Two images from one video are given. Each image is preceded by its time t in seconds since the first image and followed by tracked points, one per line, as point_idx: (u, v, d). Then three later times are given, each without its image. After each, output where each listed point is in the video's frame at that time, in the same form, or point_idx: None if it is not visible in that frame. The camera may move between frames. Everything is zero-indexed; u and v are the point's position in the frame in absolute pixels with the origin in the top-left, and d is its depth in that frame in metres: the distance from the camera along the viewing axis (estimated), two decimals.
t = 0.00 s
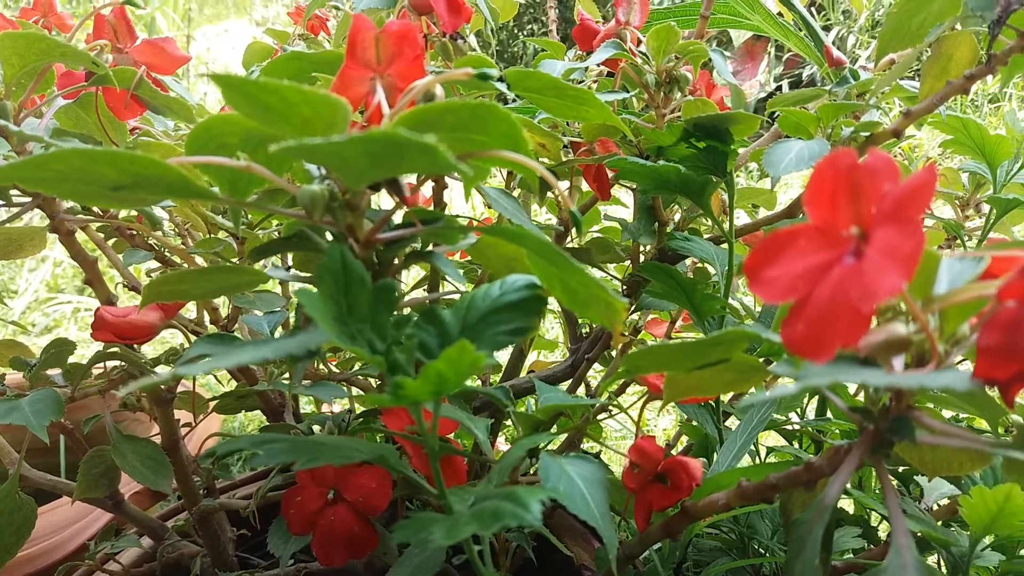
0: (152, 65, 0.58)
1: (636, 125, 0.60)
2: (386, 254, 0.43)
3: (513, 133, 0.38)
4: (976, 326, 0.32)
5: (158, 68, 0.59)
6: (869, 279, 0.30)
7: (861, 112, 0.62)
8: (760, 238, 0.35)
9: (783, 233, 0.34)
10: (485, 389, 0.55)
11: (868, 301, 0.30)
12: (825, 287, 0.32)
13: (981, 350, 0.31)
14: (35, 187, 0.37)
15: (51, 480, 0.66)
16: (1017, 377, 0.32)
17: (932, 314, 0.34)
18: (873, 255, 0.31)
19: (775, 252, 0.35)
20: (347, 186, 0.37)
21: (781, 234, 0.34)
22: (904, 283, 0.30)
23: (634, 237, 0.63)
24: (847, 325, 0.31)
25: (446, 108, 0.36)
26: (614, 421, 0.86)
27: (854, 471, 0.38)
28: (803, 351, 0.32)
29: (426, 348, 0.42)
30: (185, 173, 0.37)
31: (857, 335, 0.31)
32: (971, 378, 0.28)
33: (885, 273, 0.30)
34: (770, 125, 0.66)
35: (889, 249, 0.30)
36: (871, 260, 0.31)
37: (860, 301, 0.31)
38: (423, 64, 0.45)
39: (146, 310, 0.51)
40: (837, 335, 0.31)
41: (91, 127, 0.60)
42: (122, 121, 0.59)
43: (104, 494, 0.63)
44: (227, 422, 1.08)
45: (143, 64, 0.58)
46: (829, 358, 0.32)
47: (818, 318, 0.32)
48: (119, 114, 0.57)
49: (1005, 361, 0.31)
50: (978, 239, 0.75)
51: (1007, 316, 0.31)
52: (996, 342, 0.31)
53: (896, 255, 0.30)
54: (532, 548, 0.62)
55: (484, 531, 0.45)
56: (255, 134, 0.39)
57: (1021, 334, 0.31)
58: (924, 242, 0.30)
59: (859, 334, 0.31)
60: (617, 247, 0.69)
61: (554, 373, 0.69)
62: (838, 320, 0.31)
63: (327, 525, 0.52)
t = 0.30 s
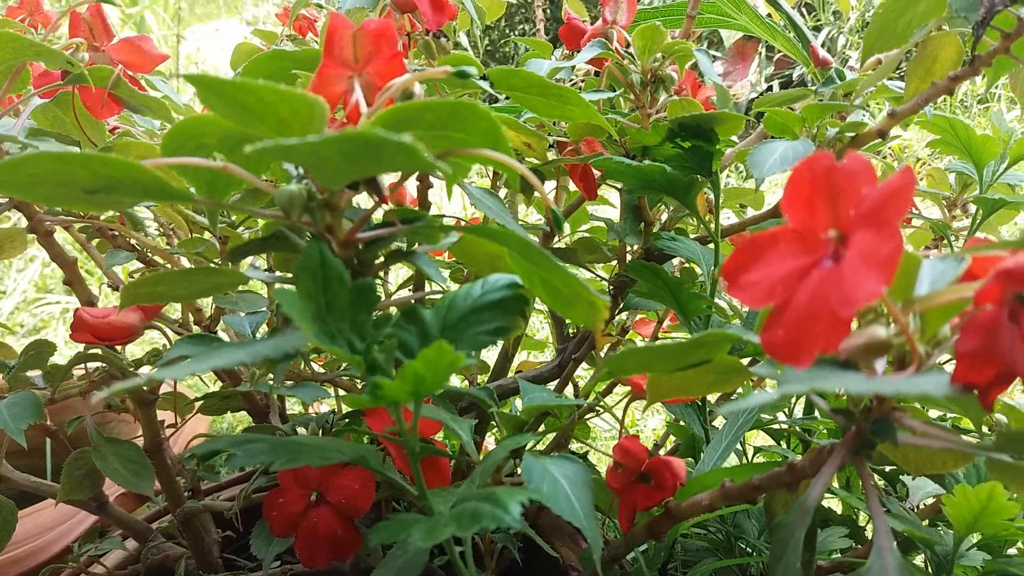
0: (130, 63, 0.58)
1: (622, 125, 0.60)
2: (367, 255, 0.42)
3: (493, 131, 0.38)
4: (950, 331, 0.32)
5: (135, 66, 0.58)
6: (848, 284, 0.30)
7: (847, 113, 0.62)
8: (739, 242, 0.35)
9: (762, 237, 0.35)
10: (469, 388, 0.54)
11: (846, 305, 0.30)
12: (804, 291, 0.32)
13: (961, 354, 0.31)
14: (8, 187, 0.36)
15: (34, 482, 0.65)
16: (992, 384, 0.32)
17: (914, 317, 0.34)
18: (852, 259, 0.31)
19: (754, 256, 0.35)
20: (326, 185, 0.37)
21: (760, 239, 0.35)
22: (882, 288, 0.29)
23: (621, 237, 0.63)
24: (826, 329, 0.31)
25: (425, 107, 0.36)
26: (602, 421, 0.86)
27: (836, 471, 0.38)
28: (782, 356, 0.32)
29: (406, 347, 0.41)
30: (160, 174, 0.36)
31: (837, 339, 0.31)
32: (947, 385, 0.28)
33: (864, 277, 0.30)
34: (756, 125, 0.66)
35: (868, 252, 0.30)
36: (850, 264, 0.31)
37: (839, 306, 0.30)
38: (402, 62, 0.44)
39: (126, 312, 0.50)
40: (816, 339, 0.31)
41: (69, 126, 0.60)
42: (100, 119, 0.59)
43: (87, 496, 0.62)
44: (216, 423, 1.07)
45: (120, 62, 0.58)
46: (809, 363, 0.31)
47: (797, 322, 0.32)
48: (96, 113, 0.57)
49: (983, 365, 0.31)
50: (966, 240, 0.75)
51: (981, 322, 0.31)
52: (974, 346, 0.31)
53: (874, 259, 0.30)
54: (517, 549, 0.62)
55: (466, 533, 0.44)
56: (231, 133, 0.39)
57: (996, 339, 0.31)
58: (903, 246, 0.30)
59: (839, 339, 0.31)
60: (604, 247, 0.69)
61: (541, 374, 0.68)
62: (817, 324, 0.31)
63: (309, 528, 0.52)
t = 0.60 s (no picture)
0: (107, 59, 0.58)
1: (606, 123, 0.60)
2: (343, 252, 0.42)
3: (470, 129, 0.38)
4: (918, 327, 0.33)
5: (112, 62, 0.58)
6: (816, 278, 0.30)
7: (831, 110, 0.62)
8: (711, 237, 0.36)
9: (734, 232, 0.35)
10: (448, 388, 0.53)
11: (813, 299, 0.30)
12: (773, 286, 0.32)
13: (927, 348, 0.31)
14: None
15: (19, 480, 0.65)
16: (961, 378, 0.32)
17: (887, 311, 0.34)
18: (821, 253, 0.31)
19: (726, 251, 0.35)
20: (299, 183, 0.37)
21: (731, 234, 0.35)
22: (849, 281, 0.29)
23: (606, 235, 0.63)
24: (795, 323, 0.31)
25: (402, 104, 0.35)
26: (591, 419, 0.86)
27: (811, 466, 0.38)
28: (750, 350, 0.32)
29: (383, 345, 0.42)
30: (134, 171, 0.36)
31: (805, 334, 0.31)
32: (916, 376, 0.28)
33: (831, 270, 0.30)
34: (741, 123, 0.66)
35: (836, 247, 0.30)
36: (818, 258, 0.31)
37: (806, 299, 0.30)
38: (381, 59, 0.44)
39: (106, 308, 0.51)
40: (785, 333, 0.31)
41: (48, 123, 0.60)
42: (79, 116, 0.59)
43: (72, 494, 0.62)
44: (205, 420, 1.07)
45: (98, 59, 0.58)
46: (776, 357, 0.31)
47: (766, 317, 0.32)
48: (74, 111, 0.57)
49: (950, 358, 0.31)
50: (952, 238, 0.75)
51: (949, 316, 0.31)
52: (941, 339, 0.31)
53: (842, 253, 0.30)
54: (501, 547, 0.62)
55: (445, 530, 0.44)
56: (206, 130, 0.38)
57: (964, 332, 0.31)
58: (870, 240, 0.30)
59: (807, 333, 0.31)
60: (590, 245, 0.69)
61: (527, 371, 0.68)
62: (786, 319, 0.31)
63: (290, 526, 0.52)
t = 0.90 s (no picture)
0: (88, 57, 0.59)
1: (594, 121, 0.60)
2: (325, 250, 0.42)
3: (450, 125, 0.38)
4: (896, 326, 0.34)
5: (95, 60, 0.59)
6: (787, 275, 0.30)
7: (819, 109, 0.62)
8: (689, 233, 0.36)
9: (711, 228, 0.35)
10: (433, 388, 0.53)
11: (784, 295, 0.30)
12: (747, 282, 0.32)
13: (899, 346, 0.31)
14: None
15: (5, 480, 0.65)
16: (934, 376, 0.31)
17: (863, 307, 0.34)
18: (792, 250, 0.31)
19: (703, 247, 0.35)
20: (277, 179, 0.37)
21: (708, 231, 0.35)
22: (817, 278, 0.29)
23: (594, 234, 0.62)
24: (767, 320, 0.31)
25: (382, 99, 0.35)
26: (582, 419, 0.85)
27: (790, 465, 0.38)
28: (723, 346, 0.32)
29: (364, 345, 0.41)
30: (112, 167, 0.36)
31: (777, 331, 0.30)
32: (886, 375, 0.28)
33: (801, 267, 0.29)
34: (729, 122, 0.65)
35: (807, 244, 0.30)
36: (790, 255, 0.31)
37: (778, 296, 0.30)
38: (360, 56, 0.44)
39: (89, 307, 0.51)
40: (756, 330, 0.31)
41: (32, 121, 0.60)
42: (63, 114, 0.60)
43: (58, 494, 0.62)
44: (196, 421, 1.07)
45: (79, 56, 0.59)
46: (748, 353, 0.31)
47: (740, 313, 0.32)
48: (57, 108, 0.59)
49: (924, 357, 0.31)
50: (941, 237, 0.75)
51: (924, 314, 0.31)
52: (914, 338, 0.31)
53: (812, 249, 0.30)
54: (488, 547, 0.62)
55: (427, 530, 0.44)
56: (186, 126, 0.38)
57: (937, 331, 0.31)
58: (841, 236, 0.30)
59: (779, 330, 0.31)
60: (579, 244, 0.68)
61: (516, 371, 0.67)
62: (758, 315, 0.31)
63: (274, 526, 0.51)
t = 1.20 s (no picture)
0: (62, 54, 0.59)
1: (570, 123, 0.60)
2: (294, 250, 0.42)
3: (420, 124, 0.38)
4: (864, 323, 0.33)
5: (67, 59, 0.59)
6: (757, 270, 0.30)
7: (794, 112, 0.62)
8: (658, 231, 0.36)
9: (680, 226, 0.35)
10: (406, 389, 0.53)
11: (753, 290, 0.30)
12: (716, 278, 0.32)
13: (866, 341, 0.31)
14: None
15: None
16: (901, 372, 0.31)
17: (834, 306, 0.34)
18: (762, 245, 0.31)
19: (672, 245, 0.35)
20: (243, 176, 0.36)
21: (677, 228, 0.35)
22: (787, 272, 0.29)
23: (571, 236, 0.62)
24: (736, 315, 0.31)
25: (349, 98, 0.35)
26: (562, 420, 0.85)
27: (760, 464, 0.38)
28: (691, 342, 0.32)
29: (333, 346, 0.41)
30: (76, 165, 0.36)
31: (746, 326, 0.31)
32: (853, 367, 0.28)
33: (770, 262, 0.30)
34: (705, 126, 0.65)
35: (776, 239, 0.30)
36: (759, 250, 0.31)
37: (747, 291, 0.30)
38: (333, 55, 0.44)
39: (56, 309, 0.51)
40: (725, 326, 0.31)
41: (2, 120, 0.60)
42: (36, 112, 0.59)
43: (29, 499, 0.61)
44: (173, 424, 1.06)
45: (52, 53, 0.58)
46: (718, 349, 0.31)
47: (709, 309, 0.32)
48: (29, 106, 0.58)
49: (890, 352, 0.31)
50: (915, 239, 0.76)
51: (891, 310, 0.31)
52: (881, 333, 0.31)
53: (781, 244, 0.30)
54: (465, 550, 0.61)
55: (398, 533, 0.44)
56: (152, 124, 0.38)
57: (904, 326, 0.31)
58: (809, 231, 0.30)
59: (747, 326, 0.31)
60: (556, 246, 0.69)
61: (494, 373, 0.67)
62: (727, 311, 0.31)
63: (246, 531, 0.51)
